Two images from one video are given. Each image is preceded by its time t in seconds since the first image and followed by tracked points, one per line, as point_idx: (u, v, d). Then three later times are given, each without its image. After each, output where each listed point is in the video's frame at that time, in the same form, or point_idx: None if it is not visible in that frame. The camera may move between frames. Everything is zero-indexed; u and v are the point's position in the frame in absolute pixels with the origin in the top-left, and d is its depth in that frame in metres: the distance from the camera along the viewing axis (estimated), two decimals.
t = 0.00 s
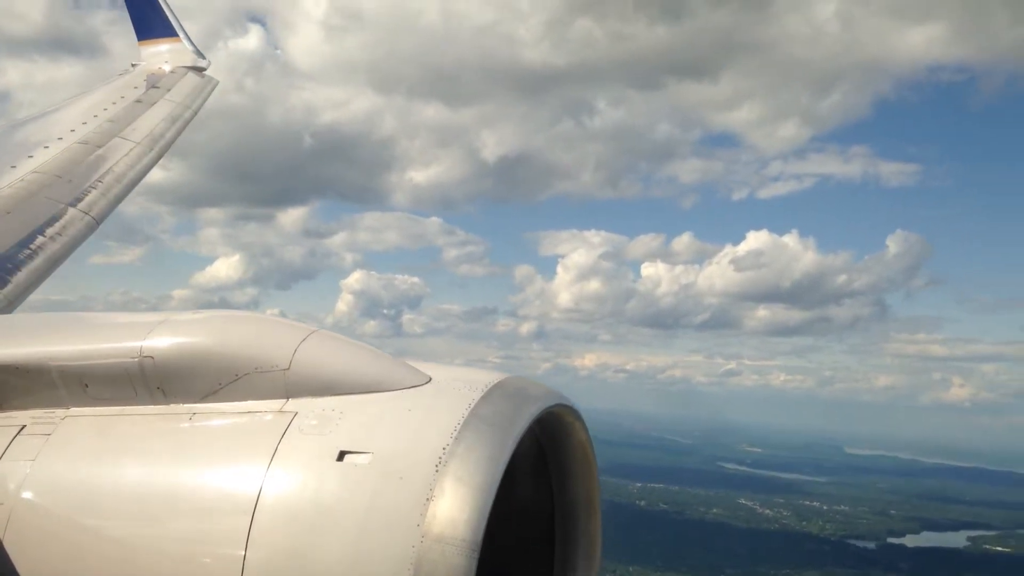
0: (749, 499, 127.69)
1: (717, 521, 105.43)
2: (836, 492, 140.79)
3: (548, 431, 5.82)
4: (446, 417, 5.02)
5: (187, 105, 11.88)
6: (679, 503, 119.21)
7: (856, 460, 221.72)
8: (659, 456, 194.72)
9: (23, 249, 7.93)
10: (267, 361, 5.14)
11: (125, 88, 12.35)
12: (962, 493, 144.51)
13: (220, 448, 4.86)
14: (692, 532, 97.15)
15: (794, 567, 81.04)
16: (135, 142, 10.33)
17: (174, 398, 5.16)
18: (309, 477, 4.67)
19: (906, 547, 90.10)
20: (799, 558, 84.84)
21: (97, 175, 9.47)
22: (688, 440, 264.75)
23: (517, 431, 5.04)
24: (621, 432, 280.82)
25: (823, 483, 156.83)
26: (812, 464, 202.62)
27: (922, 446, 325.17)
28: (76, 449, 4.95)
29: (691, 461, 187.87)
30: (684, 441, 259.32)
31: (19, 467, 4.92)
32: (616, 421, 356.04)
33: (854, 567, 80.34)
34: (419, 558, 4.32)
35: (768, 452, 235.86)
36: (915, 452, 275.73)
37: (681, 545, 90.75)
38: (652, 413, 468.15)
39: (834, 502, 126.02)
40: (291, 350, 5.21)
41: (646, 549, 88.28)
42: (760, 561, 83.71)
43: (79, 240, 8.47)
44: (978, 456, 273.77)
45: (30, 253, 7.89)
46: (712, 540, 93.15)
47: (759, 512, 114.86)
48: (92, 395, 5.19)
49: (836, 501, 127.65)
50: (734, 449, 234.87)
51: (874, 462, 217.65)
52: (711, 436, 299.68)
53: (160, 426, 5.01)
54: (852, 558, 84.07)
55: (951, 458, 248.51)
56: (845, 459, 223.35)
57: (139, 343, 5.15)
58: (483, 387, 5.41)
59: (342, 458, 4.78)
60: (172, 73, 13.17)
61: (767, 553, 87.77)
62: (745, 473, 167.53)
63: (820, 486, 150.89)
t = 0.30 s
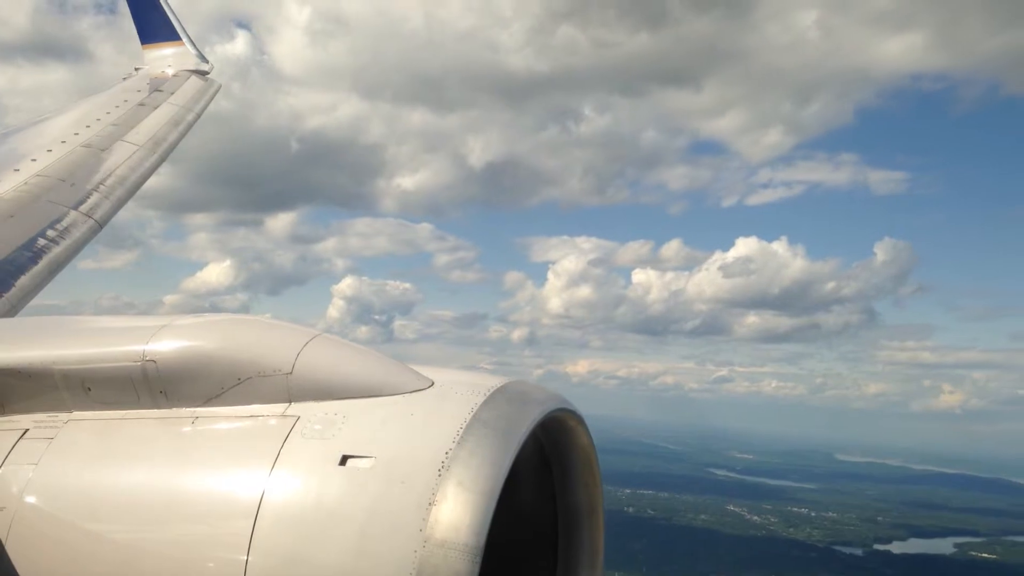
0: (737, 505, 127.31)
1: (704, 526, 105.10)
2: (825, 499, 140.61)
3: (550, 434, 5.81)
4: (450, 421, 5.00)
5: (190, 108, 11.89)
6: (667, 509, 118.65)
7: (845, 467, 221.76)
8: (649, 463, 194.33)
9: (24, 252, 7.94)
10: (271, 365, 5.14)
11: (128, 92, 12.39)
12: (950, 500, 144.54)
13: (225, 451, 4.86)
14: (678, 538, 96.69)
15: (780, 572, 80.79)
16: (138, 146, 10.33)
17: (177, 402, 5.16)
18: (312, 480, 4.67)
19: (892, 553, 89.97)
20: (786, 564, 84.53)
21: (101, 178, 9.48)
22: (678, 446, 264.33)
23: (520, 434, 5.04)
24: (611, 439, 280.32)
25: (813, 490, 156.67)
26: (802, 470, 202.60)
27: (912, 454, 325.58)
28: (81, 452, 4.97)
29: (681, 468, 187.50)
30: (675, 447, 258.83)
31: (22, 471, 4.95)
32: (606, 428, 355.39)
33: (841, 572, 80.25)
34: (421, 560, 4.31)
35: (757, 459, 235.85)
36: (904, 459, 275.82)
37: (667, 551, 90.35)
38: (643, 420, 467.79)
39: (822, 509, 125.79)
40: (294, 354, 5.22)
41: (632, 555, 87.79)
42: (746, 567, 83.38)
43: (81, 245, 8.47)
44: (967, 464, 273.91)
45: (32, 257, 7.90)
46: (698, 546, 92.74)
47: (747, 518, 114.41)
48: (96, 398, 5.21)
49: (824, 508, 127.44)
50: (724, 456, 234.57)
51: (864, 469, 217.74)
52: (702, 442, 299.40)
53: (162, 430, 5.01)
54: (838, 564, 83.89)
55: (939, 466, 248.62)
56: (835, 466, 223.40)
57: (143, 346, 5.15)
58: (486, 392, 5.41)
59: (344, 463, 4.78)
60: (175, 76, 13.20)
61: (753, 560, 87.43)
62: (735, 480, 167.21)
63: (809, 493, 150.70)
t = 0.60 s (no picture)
0: (724, 510, 126.91)
1: (688, 532, 104.62)
2: (812, 504, 140.51)
3: (550, 434, 5.83)
4: (452, 419, 4.99)
5: (190, 106, 11.86)
6: (653, 513, 118.16)
7: (834, 473, 221.78)
8: (638, 468, 193.99)
9: (25, 251, 7.92)
10: (273, 363, 5.14)
11: (128, 89, 12.35)
12: (937, 505, 144.46)
13: (228, 450, 4.85)
14: (662, 543, 96.23)
15: None
16: (138, 144, 10.30)
17: (179, 400, 5.16)
18: (315, 478, 4.67)
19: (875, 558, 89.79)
20: (769, 568, 84.26)
21: (102, 177, 9.45)
22: (669, 451, 264.15)
23: (521, 432, 5.01)
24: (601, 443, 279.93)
25: (801, 495, 156.47)
26: (791, 475, 202.56)
27: (902, 459, 325.10)
28: (82, 450, 4.98)
29: (671, 472, 187.27)
30: (665, 452, 258.52)
31: (23, 469, 4.95)
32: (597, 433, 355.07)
33: None
34: (422, 559, 4.30)
35: (747, 464, 235.74)
36: (892, 465, 275.24)
37: (651, 555, 89.93)
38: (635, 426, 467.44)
39: (808, 514, 125.48)
40: (294, 353, 5.21)
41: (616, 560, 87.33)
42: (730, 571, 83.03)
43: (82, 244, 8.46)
44: (955, 469, 273.77)
45: (33, 253, 7.90)
46: (682, 550, 92.31)
47: (733, 522, 113.95)
48: (97, 397, 5.21)
49: (810, 513, 127.14)
50: (714, 461, 234.37)
51: (853, 474, 217.74)
52: (692, 447, 299.20)
53: (163, 429, 5.01)
54: (822, 569, 83.69)
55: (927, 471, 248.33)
56: (823, 471, 223.42)
57: (144, 345, 5.15)
58: (487, 390, 5.40)
59: (345, 461, 4.77)
60: (175, 73, 13.17)
61: (736, 564, 87.06)
62: (724, 485, 166.96)
63: (797, 498, 150.52)
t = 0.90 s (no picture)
0: (709, 518, 126.35)
1: (673, 540, 104.16)
2: (799, 513, 140.21)
3: (550, 434, 5.83)
4: (451, 418, 4.99)
5: (191, 106, 11.86)
6: (638, 522, 117.48)
7: (822, 481, 221.65)
8: (626, 476, 193.46)
9: (24, 251, 7.91)
10: (273, 362, 5.14)
11: (128, 89, 12.34)
12: (922, 514, 144.43)
13: (229, 450, 4.85)
14: (645, 552, 95.65)
15: None
16: (139, 143, 10.30)
17: (179, 398, 5.17)
18: (315, 477, 4.68)
19: (858, 565, 89.62)
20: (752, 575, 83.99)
21: (101, 177, 9.44)
22: (657, 460, 263.55)
23: (521, 431, 5.00)
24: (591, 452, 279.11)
25: (788, 503, 156.23)
26: (779, 484, 202.30)
27: (891, 467, 325.01)
28: (81, 450, 4.98)
29: (659, 481, 186.80)
30: (654, 461, 257.86)
31: (23, 469, 4.95)
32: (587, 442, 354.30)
33: None
34: (423, 558, 4.30)
35: (735, 472, 235.47)
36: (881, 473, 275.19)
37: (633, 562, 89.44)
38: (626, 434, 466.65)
39: (793, 522, 125.10)
40: (295, 352, 5.21)
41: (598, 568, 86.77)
42: None
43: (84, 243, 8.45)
44: (944, 478, 273.70)
45: (32, 253, 7.90)
46: (666, 558, 91.79)
47: (718, 531, 113.39)
48: (98, 397, 5.21)
49: (795, 521, 126.83)
50: (703, 470, 233.99)
51: (841, 483, 217.69)
52: (682, 456, 298.64)
53: (164, 427, 5.02)
54: None
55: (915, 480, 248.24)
56: (811, 480, 223.31)
57: (144, 344, 5.15)
58: (488, 388, 5.40)
59: (345, 460, 4.78)
60: (175, 73, 13.16)
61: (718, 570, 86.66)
62: (711, 494, 166.53)
63: (784, 506, 150.31)
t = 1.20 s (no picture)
0: (693, 529, 125.77)
1: (657, 550, 103.50)
2: (784, 523, 140.05)
3: (552, 433, 5.83)
4: (450, 417, 4.98)
5: (191, 102, 11.84)
6: (622, 532, 116.83)
7: (808, 492, 221.73)
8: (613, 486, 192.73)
9: (24, 248, 7.90)
10: (272, 360, 5.14)
11: (128, 86, 12.31)
12: (906, 525, 144.57)
13: (233, 449, 4.84)
14: (626, 562, 95.16)
15: None
16: (138, 141, 10.28)
17: (179, 397, 5.16)
18: (316, 474, 4.67)
19: None
20: None
21: (101, 175, 9.42)
22: (645, 469, 263.04)
23: (522, 430, 5.00)
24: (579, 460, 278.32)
25: (773, 513, 156.07)
26: (765, 494, 202.28)
27: (877, 477, 326.17)
28: (82, 448, 4.98)
29: (645, 490, 186.16)
30: (641, 470, 257.36)
31: (23, 467, 4.96)
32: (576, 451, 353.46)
33: None
34: (422, 557, 4.30)
35: (722, 483, 235.22)
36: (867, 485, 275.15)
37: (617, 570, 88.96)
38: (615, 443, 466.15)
39: (777, 533, 124.83)
40: (294, 351, 5.21)
41: None
42: None
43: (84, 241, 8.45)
44: (930, 489, 273.91)
45: (33, 251, 7.88)
46: (649, 567, 91.40)
47: (702, 541, 112.87)
48: (97, 395, 5.21)
49: (780, 532, 126.52)
50: (690, 480, 233.64)
51: (828, 494, 217.89)
52: (670, 466, 298.10)
53: (163, 426, 5.01)
54: None
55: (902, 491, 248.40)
56: (798, 490, 223.43)
57: (144, 342, 5.15)
58: (488, 387, 5.40)
59: (344, 458, 4.77)
60: (175, 70, 13.13)
61: None
62: (697, 504, 166.12)
63: (769, 516, 150.03)
